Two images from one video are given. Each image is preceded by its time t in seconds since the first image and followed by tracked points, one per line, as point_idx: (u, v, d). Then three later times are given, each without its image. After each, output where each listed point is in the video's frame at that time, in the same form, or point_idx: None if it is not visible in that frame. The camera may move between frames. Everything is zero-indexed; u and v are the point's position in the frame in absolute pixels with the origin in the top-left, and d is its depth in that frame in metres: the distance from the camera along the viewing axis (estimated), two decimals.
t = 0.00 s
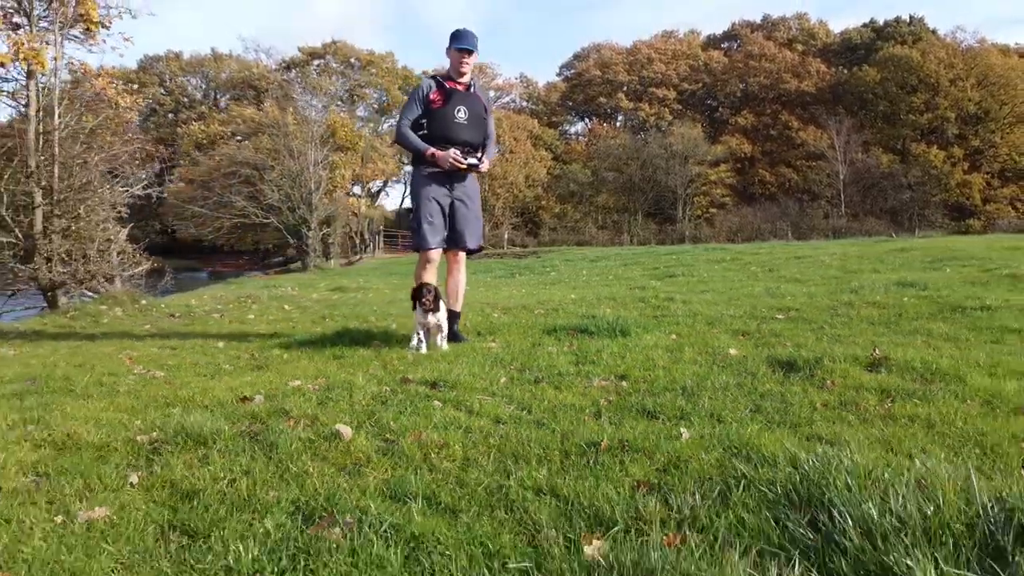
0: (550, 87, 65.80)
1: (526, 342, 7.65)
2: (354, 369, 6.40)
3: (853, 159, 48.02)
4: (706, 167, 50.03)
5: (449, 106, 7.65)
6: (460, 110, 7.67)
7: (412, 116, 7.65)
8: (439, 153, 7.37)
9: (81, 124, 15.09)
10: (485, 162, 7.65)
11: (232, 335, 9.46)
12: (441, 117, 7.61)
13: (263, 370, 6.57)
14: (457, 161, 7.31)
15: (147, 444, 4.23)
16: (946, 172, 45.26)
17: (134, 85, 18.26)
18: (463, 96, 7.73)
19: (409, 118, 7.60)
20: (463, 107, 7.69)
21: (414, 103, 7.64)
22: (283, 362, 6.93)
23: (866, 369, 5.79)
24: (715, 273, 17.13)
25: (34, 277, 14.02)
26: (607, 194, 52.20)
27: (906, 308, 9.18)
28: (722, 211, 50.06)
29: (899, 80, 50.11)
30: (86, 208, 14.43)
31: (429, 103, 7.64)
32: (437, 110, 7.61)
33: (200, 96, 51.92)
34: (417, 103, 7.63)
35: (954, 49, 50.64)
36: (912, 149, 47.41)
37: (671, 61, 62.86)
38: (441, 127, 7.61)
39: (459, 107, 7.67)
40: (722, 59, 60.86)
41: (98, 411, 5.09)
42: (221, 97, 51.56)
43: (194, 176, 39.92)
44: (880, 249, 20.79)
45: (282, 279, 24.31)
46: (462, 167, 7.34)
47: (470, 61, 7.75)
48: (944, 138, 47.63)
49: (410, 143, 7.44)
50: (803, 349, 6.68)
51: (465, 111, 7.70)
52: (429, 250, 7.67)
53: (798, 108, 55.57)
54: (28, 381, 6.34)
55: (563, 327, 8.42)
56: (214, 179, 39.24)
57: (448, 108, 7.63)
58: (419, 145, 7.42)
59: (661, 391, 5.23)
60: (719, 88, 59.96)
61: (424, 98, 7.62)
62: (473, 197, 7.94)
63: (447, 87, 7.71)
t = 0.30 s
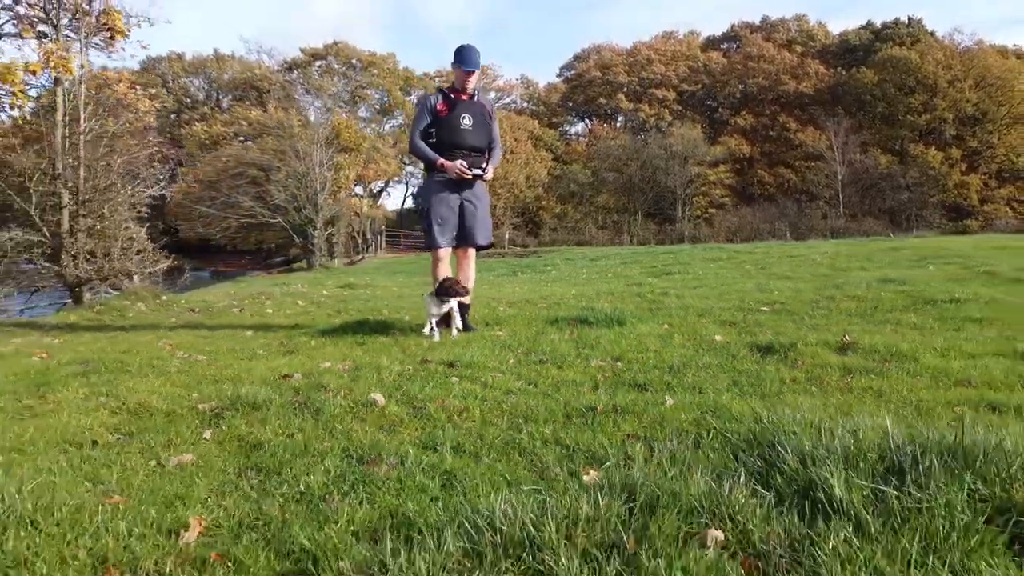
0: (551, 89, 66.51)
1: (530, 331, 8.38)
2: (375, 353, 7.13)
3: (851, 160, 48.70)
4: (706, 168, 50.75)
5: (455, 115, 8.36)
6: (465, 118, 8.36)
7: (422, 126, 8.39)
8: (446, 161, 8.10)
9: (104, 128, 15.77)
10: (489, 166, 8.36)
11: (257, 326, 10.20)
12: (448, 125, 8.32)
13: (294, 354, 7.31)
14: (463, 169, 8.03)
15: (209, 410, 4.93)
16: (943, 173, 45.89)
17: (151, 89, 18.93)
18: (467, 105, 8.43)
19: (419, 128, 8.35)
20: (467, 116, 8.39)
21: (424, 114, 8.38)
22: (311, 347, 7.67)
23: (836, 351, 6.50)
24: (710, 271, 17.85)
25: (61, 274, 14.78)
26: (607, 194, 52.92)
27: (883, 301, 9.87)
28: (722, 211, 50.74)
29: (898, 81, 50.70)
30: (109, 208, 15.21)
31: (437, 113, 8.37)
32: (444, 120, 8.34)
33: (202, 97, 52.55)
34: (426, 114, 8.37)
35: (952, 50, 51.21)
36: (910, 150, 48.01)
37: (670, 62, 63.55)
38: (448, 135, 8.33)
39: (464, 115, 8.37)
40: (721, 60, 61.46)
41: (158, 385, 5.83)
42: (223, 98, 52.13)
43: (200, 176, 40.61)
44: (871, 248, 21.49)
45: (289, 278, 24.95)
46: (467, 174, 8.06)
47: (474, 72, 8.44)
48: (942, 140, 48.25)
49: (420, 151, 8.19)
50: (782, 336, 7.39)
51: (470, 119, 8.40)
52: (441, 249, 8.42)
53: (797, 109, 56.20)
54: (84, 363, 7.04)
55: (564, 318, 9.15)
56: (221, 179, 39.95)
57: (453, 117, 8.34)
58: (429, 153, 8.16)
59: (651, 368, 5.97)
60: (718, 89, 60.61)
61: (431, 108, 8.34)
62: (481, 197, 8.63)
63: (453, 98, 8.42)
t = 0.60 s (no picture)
0: (551, 89, 67.35)
1: (536, 320, 9.23)
2: (397, 337, 7.98)
3: (849, 160, 49.50)
4: (705, 168, 51.61)
5: (459, 127, 9.16)
6: (468, 129, 9.14)
7: (431, 139, 9.26)
8: (451, 171, 8.95)
9: (129, 132, 16.58)
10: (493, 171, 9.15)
11: (283, 318, 11.04)
12: (453, 137, 9.14)
13: (324, 339, 8.15)
14: (467, 177, 8.87)
15: (264, 380, 5.79)
16: (940, 174, 46.68)
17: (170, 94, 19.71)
18: (470, 116, 9.20)
19: (428, 141, 9.23)
20: (470, 127, 9.16)
21: (431, 128, 9.24)
22: (339, 334, 8.51)
23: (809, 335, 7.35)
24: (705, 268, 18.70)
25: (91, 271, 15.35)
26: (607, 195, 53.78)
27: (861, 295, 10.72)
28: (720, 211, 51.56)
29: (896, 82, 51.15)
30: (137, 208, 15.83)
31: (442, 127, 9.20)
32: (450, 132, 9.16)
33: (204, 97, 52.99)
34: (434, 128, 9.22)
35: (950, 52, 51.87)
36: (908, 150, 48.75)
37: (670, 63, 64.40)
38: (453, 146, 9.15)
39: (467, 126, 9.16)
40: (721, 61, 62.20)
41: (214, 363, 6.66)
42: (225, 99, 52.27)
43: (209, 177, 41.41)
44: (859, 246, 22.35)
45: (299, 276, 25.73)
46: (471, 181, 8.88)
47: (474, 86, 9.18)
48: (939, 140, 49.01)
49: (429, 163, 9.09)
50: (764, 323, 8.23)
51: (473, 129, 9.17)
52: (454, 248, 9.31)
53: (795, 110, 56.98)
54: (139, 347, 7.87)
55: (567, 310, 9.99)
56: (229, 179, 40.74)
57: (457, 128, 9.14)
58: (436, 164, 9.03)
59: (644, 348, 6.81)
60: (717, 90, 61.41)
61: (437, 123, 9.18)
62: (490, 198, 9.43)
63: (456, 110, 9.21)
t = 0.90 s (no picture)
0: (553, 91, 68.31)
1: (541, 310, 10.22)
2: (418, 323, 8.99)
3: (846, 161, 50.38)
4: (704, 169, 52.58)
5: (469, 136, 10.09)
6: (477, 139, 10.07)
7: (444, 147, 10.24)
8: (462, 177, 9.92)
9: (155, 136, 17.63)
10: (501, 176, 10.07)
11: (309, 309, 12.02)
12: (464, 147, 10.10)
13: (352, 326, 9.16)
14: (476, 183, 9.80)
15: (311, 356, 6.79)
16: (936, 174, 47.54)
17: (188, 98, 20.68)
18: (479, 126, 10.11)
19: (441, 150, 10.21)
20: (479, 136, 10.09)
21: (444, 138, 10.20)
22: (365, 321, 9.51)
23: (783, 321, 8.32)
24: (701, 265, 19.64)
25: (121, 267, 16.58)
26: (608, 195, 54.78)
27: (839, 288, 11.68)
28: (719, 211, 52.50)
29: (893, 83, 51.99)
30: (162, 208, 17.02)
31: (453, 138, 10.16)
32: (461, 141, 10.12)
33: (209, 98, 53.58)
34: (446, 137, 10.19)
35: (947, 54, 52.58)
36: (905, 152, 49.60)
37: (670, 65, 65.40)
38: (463, 154, 10.11)
39: (477, 136, 10.08)
40: (720, 63, 63.09)
41: (262, 343, 7.66)
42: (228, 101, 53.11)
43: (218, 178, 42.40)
44: (849, 244, 23.27)
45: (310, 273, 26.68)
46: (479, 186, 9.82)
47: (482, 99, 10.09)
48: (935, 141, 49.82)
49: (442, 170, 10.08)
50: (746, 312, 9.19)
51: (482, 138, 10.09)
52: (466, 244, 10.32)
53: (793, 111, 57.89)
54: (191, 332, 8.88)
55: (569, 302, 10.97)
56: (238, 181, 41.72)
57: (468, 138, 10.08)
58: (448, 172, 10.01)
59: (637, 332, 7.80)
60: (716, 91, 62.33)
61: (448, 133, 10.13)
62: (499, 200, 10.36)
63: (466, 121, 10.15)
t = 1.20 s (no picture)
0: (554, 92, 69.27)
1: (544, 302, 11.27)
2: (436, 313, 10.05)
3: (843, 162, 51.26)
4: (702, 170, 53.58)
5: (484, 145, 11.18)
6: (490, 147, 11.16)
7: (461, 155, 11.33)
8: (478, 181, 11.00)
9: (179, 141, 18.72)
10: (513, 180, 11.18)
11: (331, 302, 13.05)
12: (480, 155, 11.19)
13: (376, 315, 10.22)
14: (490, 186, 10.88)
15: (348, 338, 7.87)
16: (932, 175, 48.50)
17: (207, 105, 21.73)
18: (493, 135, 11.20)
19: (459, 158, 11.30)
20: (493, 145, 11.17)
21: (461, 147, 11.30)
22: (386, 311, 10.58)
23: (760, 310, 9.38)
24: (695, 263, 20.67)
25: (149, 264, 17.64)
26: (608, 195, 55.81)
27: (818, 283, 12.73)
28: (717, 212, 53.48)
29: (890, 85, 52.97)
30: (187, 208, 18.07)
31: (470, 146, 11.24)
32: (476, 149, 11.20)
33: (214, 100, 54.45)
34: (464, 146, 11.28)
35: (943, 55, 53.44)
36: (902, 153, 50.56)
37: (669, 67, 66.46)
38: (479, 161, 11.19)
39: (491, 144, 11.17)
40: (719, 64, 64.09)
41: (301, 329, 8.74)
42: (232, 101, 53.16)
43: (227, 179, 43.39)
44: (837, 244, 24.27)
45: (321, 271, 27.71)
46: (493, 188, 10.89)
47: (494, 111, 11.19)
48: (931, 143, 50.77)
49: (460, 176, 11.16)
50: (729, 303, 10.25)
51: (495, 146, 11.17)
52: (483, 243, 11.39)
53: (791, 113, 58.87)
54: (233, 320, 9.94)
55: (571, 295, 12.02)
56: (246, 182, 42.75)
57: (483, 146, 11.16)
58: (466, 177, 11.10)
59: (630, 319, 8.88)
60: (715, 92, 63.33)
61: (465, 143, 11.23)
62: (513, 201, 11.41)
63: (481, 131, 11.23)
